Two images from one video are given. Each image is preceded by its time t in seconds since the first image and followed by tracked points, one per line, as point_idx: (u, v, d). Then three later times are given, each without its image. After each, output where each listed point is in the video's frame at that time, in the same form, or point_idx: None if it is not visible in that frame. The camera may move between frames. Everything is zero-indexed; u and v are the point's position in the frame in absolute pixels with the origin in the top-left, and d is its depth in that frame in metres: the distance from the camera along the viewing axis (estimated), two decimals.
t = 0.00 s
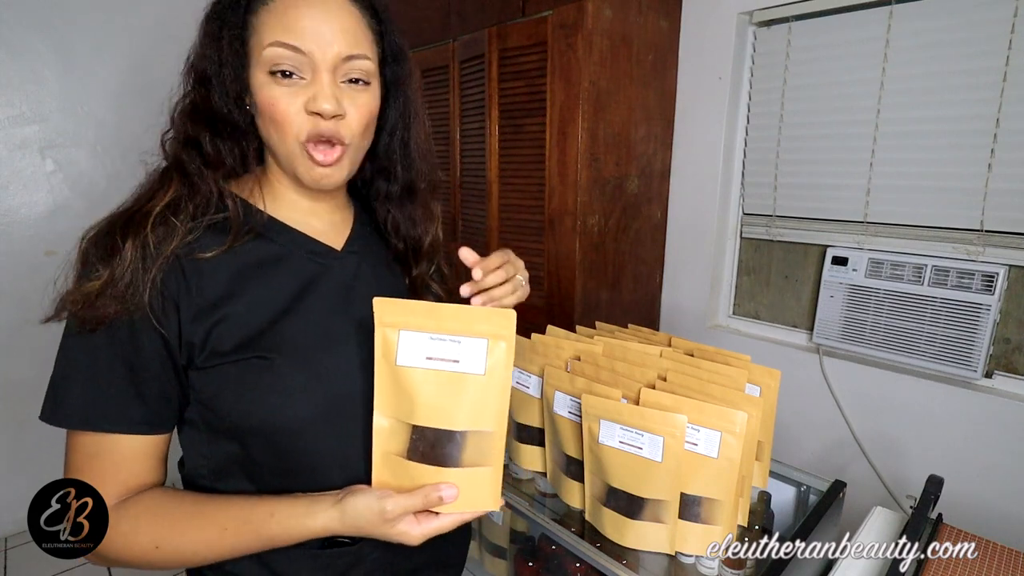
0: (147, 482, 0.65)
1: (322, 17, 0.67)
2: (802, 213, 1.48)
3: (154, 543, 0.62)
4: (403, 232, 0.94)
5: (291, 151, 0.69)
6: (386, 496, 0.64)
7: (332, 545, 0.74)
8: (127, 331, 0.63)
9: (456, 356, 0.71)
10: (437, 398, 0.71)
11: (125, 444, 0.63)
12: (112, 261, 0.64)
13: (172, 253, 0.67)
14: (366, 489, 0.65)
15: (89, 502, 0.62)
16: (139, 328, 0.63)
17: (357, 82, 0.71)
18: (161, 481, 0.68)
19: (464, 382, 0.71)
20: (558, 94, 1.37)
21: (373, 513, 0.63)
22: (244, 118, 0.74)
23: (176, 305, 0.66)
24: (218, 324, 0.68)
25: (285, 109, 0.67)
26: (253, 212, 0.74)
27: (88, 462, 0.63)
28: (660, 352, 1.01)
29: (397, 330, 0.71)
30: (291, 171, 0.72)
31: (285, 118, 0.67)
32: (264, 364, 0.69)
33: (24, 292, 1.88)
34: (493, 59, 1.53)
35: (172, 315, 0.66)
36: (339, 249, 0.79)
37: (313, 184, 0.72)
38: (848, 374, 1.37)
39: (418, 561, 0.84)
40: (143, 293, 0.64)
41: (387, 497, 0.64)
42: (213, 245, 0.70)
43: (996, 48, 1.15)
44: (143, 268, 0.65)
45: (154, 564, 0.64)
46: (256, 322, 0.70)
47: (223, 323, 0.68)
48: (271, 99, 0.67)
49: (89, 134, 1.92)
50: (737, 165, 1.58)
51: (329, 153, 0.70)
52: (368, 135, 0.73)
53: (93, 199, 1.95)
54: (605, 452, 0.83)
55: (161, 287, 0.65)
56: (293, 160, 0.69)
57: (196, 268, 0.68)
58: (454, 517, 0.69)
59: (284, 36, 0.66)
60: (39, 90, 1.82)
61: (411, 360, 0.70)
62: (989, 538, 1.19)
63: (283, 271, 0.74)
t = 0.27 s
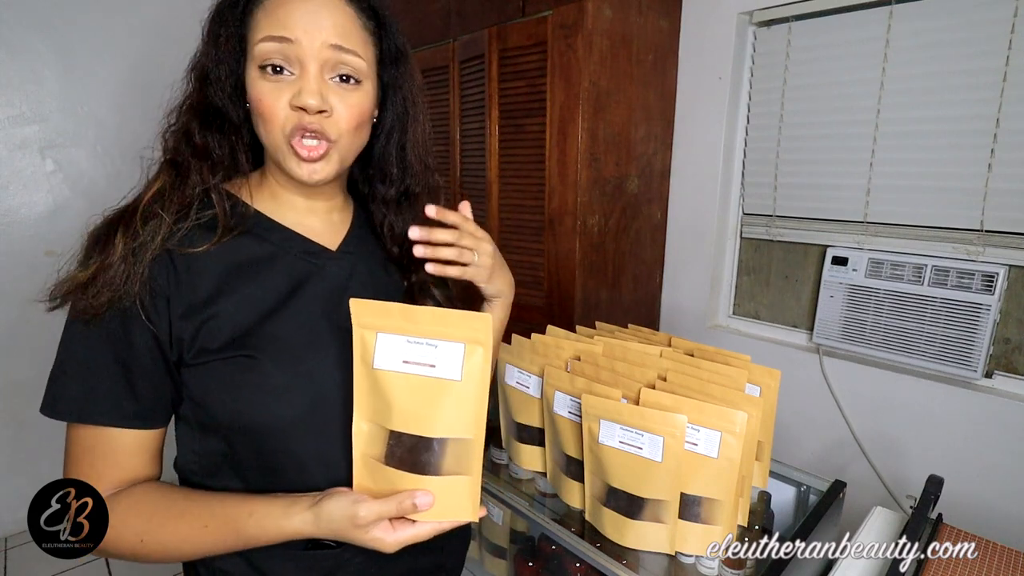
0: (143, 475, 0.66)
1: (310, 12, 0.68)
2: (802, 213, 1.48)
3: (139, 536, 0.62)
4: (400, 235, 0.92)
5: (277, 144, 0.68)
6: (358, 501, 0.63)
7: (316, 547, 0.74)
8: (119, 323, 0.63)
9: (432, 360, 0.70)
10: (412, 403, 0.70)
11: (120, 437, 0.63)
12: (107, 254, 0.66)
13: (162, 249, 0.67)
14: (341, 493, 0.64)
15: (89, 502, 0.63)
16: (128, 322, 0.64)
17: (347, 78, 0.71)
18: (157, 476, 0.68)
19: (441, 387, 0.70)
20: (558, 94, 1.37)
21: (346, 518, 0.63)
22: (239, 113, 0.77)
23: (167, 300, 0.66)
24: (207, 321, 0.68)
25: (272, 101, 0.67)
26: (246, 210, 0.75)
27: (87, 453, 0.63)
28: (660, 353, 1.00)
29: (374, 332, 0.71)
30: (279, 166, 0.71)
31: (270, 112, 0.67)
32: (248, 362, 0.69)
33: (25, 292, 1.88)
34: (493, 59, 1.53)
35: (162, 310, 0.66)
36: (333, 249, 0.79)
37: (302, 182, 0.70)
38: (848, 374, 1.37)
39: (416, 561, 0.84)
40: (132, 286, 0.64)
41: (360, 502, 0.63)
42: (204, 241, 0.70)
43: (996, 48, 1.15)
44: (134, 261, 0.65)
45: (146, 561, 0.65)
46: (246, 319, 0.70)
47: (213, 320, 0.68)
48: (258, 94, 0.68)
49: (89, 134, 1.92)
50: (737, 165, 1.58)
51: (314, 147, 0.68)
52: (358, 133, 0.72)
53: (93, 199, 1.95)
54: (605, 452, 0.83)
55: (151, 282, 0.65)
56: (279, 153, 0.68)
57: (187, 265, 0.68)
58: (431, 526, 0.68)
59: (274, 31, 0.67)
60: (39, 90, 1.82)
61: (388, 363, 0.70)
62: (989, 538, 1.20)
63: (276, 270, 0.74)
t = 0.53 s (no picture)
0: (142, 477, 0.66)
1: (335, 27, 0.68)
2: (801, 213, 1.48)
3: (141, 539, 0.62)
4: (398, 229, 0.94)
5: (305, 161, 0.68)
6: (366, 500, 0.62)
7: (321, 545, 0.75)
8: (116, 326, 0.63)
9: (437, 361, 0.70)
10: (417, 405, 0.70)
11: (119, 441, 0.63)
12: (102, 258, 0.64)
13: (165, 255, 0.66)
14: (348, 492, 0.64)
15: (89, 502, 0.63)
16: (126, 325, 0.63)
17: (366, 90, 0.72)
18: (154, 478, 0.68)
19: (448, 389, 0.70)
20: (558, 94, 1.37)
21: (355, 517, 0.62)
22: (245, 130, 0.74)
23: (166, 302, 0.66)
24: (207, 321, 0.68)
25: (301, 118, 0.67)
26: (249, 216, 0.74)
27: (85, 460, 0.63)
28: (660, 352, 1.01)
29: (379, 334, 0.71)
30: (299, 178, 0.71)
31: (301, 129, 0.67)
32: (251, 361, 0.69)
33: (24, 292, 1.88)
34: (493, 59, 1.53)
35: (161, 312, 0.65)
36: (330, 248, 0.79)
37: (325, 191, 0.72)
38: (848, 374, 1.37)
39: (414, 561, 0.84)
40: (132, 291, 0.63)
41: (368, 501, 0.62)
42: (208, 246, 0.70)
43: (996, 48, 1.15)
44: (133, 265, 0.65)
45: (146, 564, 0.64)
46: (247, 320, 0.70)
47: (213, 320, 0.68)
48: (287, 111, 0.67)
49: (89, 134, 1.92)
50: (737, 165, 1.58)
51: (341, 162, 0.70)
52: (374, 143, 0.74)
53: (93, 198, 1.95)
54: (605, 452, 0.83)
55: (150, 285, 0.65)
56: (306, 169, 0.69)
57: (187, 266, 0.68)
58: (438, 524, 0.68)
59: (300, 46, 0.66)
60: (39, 90, 1.82)
61: (393, 365, 0.70)
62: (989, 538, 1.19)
63: (275, 270, 0.74)
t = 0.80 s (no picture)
0: (145, 485, 0.66)
1: (323, 25, 0.67)
2: (801, 213, 1.48)
3: (155, 548, 0.62)
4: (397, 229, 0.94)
5: (294, 162, 0.69)
6: (387, 497, 0.63)
7: (333, 544, 0.75)
8: (122, 334, 0.63)
9: (456, 361, 0.70)
10: (437, 403, 0.70)
11: (123, 448, 0.63)
12: (106, 265, 0.64)
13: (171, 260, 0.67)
14: (369, 491, 0.64)
15: (89, 502, 0.62)
16: (133, 332, 0.63)
17: (357, 89, 0.72)
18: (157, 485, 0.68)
19: (466, 386, 0.71)
20: (558, 94, 1.37)
21: (377, 515, 0.63)
22: (242, 129, 0.73)
23: (172, 308, 0.66)
24: (215, 326, 0.68)
25: (289, 119, 0.67)
26: (250, 217, 0.74)
27: (86, 466, 0.62)
28: (660, 352, 1.01)
29: (397, 334, 0.71)
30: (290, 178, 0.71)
31: (289, 130, 0.67)
32: (264, 365, 0.69)
33: (24, 292, 1.88)
34: (493, 59, 1.53)
35: (168, 318, 0.65)
36: (332, 249, 0.79)
37: (316, 192, 0.72)
38: (848, 374, 1.37)
39: (414, 561, 0.84)
40: (138, 298, 0.63)
41: (390, 498, 0.63)
42: (212, 249, 0.70)
43: (996, 48, 1.15)
44: (139, 271, 0.64)
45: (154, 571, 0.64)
46: (254, 324, 0.70)
47: (221, 324, 0.68)
48: (273, 110, 0.67)
49: (88, 134, 1.92)
50: (737, 165, 1.58)
51: (330, 163, 0.70)
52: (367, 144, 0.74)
53: (93, 198, 1.95)
54: (605, 452, 0.83)
55: (156, 291, 0.65)
56: (295, 170, 0.69)
57: (193, 271, 0.68)
58: (458, 517, 0.69)
59: (287, 45, 0.66)
60: (39, 90, 1.82)
61: (411, 365, 0.70)
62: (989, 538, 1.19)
63: (279, 272, 0.74)
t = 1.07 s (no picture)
0: (148, 489, 0.65)
1: (317, 22, 0.67)
2: (801, 213, 1.48)
3: (161, 551, 0.62)
4: (398, 229, 0.95)
5: (287, 160, 0.69)
6: (396, 496, 0.64)
7: (339, 544, 0.75)
8: (126, 336, 0.62)
9: (462, 359, 0.71)
10: (444, 402, 0.70)
11: (126, 452, 0.63)
12: (109, 267, 0.63)
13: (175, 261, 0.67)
14: (376, 490, 0.65)
15: (89, 502, 0.62)
16: (137, 334, 0.63)
17: (352, 87, 0.71)
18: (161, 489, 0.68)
19: (472, 384, 0.71)
20: (558, 94, 1.37)
21: (385, 513, 0.63)
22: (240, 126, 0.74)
23: (176, 309, 0.66)
24: (219, 327, 0.68)
25: (282, 117, 0.67)
26: (251, 216, 0.75)
27: (90, 471, 0.62)
28: (660, 352, 1.01)
29: (402, 333, 0.71)
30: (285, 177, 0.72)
31: (283, 128, 0.68)
32: (269, 367, 0.70)
33: (24, 292, 1.88)
34: (493, 59, 1.53)
35: (172, 319, 0.65)
36: (334, 249, 0.80)
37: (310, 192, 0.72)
38: (848, 374, 1.37)
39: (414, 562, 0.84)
40: (142, 299, 0.63)
41: (398, 497, 0.64)
42: (215, 250, 0.70)
43: (996, 48, 1.15)
44: (142, 272, 0.64)
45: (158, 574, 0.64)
46: (258, 325, 0.70)
47: (225, 325, 0.68)
48: (266, 108, 0.67)
49: (88, 134, 1.92)
50: (737, 165, 1.58)
51: (324, 162, 0.70)
52: (363, 142, 0.74)
53: (93, 198, 1.95)
54: (605, 452, 0.83)
55: (160, 292, 0.65)
56: (289, 169, 0.69)
57: (197, 273, 0.68)
58: (466, 514, 0.69)
59: (281, 42, 0.66)
60: (39, 90, 1.82)
61: (417, 363, 0.70)
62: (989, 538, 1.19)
63: (282, 272, 0.74)
